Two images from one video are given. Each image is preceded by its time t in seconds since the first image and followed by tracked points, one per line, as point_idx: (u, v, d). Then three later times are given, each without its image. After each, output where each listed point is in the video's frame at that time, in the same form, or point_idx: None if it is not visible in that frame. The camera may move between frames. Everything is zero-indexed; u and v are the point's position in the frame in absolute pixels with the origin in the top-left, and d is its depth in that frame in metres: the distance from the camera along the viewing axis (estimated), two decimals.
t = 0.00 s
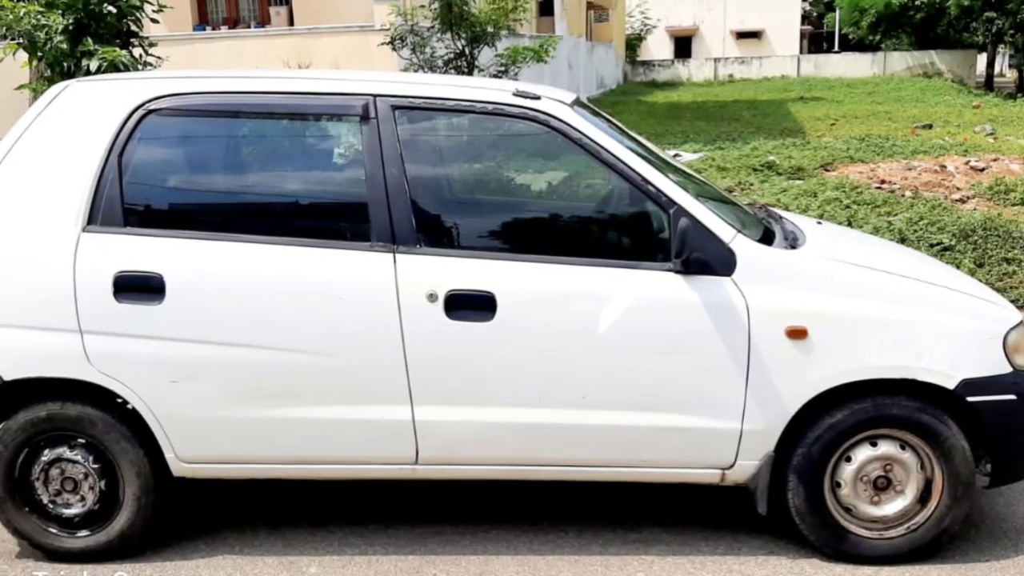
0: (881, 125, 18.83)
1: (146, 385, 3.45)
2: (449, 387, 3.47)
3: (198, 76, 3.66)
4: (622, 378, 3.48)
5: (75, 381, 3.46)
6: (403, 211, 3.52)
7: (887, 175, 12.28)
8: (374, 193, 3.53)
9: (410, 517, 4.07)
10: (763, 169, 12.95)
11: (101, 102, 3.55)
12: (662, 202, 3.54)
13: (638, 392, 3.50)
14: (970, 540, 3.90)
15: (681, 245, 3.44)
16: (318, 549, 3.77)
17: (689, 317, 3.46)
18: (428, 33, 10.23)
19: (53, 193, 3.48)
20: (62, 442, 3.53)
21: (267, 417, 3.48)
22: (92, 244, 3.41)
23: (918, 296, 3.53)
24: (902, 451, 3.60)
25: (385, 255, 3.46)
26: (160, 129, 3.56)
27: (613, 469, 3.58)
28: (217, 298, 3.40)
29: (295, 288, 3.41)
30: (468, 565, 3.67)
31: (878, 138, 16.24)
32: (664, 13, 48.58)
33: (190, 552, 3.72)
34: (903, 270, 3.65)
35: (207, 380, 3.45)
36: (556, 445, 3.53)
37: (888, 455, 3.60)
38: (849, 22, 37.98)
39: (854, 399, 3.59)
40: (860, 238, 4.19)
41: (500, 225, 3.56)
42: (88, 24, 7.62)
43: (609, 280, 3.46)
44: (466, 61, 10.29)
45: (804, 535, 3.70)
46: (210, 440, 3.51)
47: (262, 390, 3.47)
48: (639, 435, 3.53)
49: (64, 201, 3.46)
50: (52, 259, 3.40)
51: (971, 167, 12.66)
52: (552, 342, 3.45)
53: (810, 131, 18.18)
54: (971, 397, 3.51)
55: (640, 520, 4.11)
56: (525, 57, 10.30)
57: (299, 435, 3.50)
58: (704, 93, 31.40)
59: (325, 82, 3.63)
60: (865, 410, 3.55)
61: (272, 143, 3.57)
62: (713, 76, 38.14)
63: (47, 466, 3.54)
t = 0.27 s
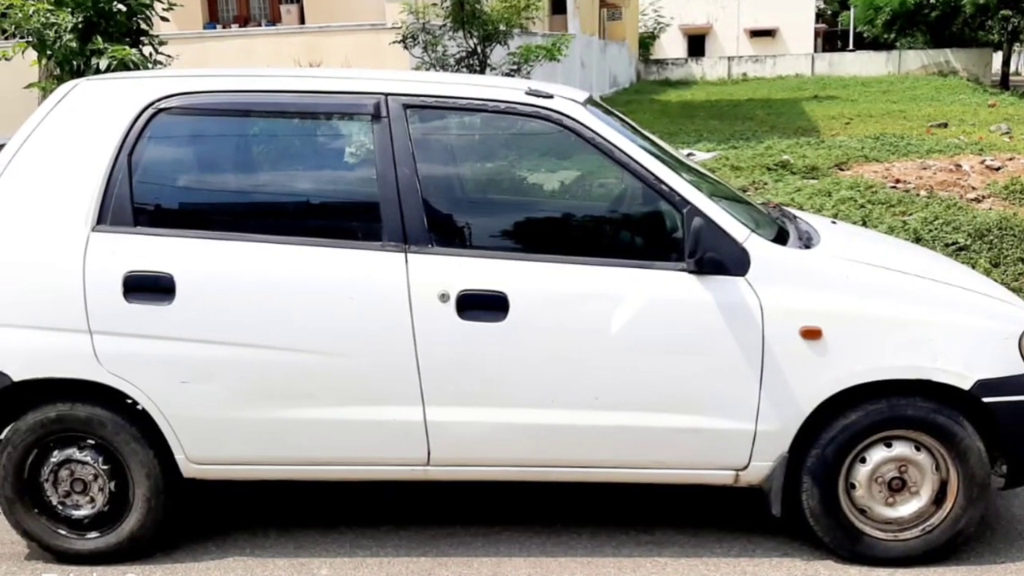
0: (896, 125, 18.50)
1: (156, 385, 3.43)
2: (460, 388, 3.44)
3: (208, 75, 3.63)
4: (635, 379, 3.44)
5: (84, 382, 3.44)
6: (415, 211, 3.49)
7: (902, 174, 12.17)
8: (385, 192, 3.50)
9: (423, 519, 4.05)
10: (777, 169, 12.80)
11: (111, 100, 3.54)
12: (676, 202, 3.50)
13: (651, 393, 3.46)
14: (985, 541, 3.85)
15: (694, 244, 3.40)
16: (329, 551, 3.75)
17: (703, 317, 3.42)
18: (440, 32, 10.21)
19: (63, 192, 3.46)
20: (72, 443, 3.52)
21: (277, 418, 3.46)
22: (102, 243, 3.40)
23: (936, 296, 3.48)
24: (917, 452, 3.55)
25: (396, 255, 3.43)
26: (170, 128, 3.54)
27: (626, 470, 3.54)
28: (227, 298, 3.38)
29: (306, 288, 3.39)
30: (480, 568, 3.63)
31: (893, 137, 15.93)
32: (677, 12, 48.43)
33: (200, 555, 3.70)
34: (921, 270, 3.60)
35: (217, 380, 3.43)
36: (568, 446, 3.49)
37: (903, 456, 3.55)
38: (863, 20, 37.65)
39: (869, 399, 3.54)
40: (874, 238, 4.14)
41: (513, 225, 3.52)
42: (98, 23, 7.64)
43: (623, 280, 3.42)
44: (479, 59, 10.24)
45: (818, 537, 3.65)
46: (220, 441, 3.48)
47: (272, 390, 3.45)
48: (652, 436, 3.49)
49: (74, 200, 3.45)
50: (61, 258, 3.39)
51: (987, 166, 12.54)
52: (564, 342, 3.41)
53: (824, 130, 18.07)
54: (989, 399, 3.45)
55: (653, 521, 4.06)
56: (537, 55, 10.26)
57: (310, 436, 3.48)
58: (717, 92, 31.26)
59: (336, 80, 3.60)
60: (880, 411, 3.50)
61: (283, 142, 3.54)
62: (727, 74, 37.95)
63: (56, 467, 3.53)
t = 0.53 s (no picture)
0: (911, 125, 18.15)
1: (166, 386, 3.42)
2: (472, 389, 3.41)
3: (219, 73, 3.61)
4: (649, 379, 3.41)
5: (94, 382, 3.43)
6: (427, 210, 3.46)
7: (917, 174, 12.07)
8: (396, 192, 3.48)
9: (435, 519, 4.02)
10: (791, 168, 12.69)
11: (120, 99, 3.52)
12: (689, 201, 3.46)
13: (664, 393, 3.42)
14: (1001, 542, 3.80)
15: (708, 244, 3.37)
16: (340, 553, 3.72)
17: (718, 318, 3.38)
18: (452, 30, 10.21)
19: (72, 191, 3.44)
20: (81, 444, 3.50)
21: (287, 419, 3.44)
22: (111, 243, 3.38)
23: (954, 297, 3.43)
24: (931, 453, 3.50)
25: (407, 255, 3.41)
26: (181, 127, 3.52)
27: (639, 471, 3.51)
28: (237, 298, 3.36)
29: (316, 288, 3.36)
30: (492, 569, 3.60)
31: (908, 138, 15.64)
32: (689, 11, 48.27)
33: (211, 556, 3.69)
34: (939, 271, 3.55)
35: (228, 381, 3.41)
36: (581, 448, 3.46)
37: (918, 457, 3.50)
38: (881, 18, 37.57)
39: (884, 400, 3.49)
40: (888, 237, 4.09)
41: (525, 224, 3.49)
42: (108, 20, 7.67)
43: (636, 279, 3.39)
44: (491, 57, 10.21)
45: (832, 539, 3.60)
46: (230, 442, 3.46)
47: (283, 391, 3.42)
48: (664, 437, 3.45)
49: (83, 199, 3.43)
50: (70, 258, 3.37)
51: (1003, 165, 12.42)
52: (576, 343, 3.38)
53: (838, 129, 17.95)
54: (1007, 400, 3.40)
55: (667, 522, 4.02)
56: (550, 54, 10.24)
57: (320, 437, 3.45)
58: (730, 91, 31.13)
59: (347, 79, 3.58)
60: (895, 412, 3.46)
61: (294, 141, 3.52)
62: (741, 72, 37.77)
63: (65, 468, 3.51)
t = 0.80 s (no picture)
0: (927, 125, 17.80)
1: (176, 387, 3.40)
2: (484, 389, 3.38)
3: (229, 72, 3.59)
4: (662, 380, 3.37)
5: (104, 382, 3.41)
6: (438, 210, 3.43)
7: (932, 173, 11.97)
8: (408, 191, 3.45)
9: (446, 521, 3.99)
10: (805, 168, 12.59)
11: (130, 98, 3.50)
12: (703, 201, 3.43)
13: (677, 394, 3.38)
14: (1017, 543, 3.74)
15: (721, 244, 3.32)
16: (352, 554, 3.70)
17: (732, 318, 3.34)
18: (464, 28, 10.19)
19: (81, 190, 3.43)
20: (91, 444, 3.48)
21: (297, 419, 3.41)
22: (121, 242, 3.36)
23: (973, 297, 3.38)
24: (946, 454, 3.45)
25: (419, 255, 3.38)
26: (190, 126, 3.50)
27: (652, 473, 3.47)
28: (247, 298, 3.34)
29: (327, 288, 3.34)
30: (504, 572, 3.57)
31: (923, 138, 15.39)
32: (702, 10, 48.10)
33: (221, 558, 3.67)
34: (957, 271, 3.50)
35: (238, 382, 3.39)
36: (594, 449, 3.42)
37: (933, 458, 3.45)
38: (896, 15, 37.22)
39: (898, 401, 3.44)
40: (903, 236, 4.05)
41: (538, 223, 3.46)
42: (117, 19, 7.69)
43: (649, 279, 3.35)
44: (502, 57, 10.10)
45: (847, 541, 3.56)
46: (241, 443, 3.44)
47: (293, 392, 3.40)
48: (677, 438, 3.41)
49: (93, 199, 3.41)
50: (80, 258, 3.36)
51: (1019, 164, 12.30)
52: (589, 343, 3.34)
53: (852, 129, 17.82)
54: None
55: (681, 524, 3.98)
56: (562, 52, 10.19)
57: (331, 438, 3.43)
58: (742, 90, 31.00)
59: (358, 77, 3.55)
60: (910, 412, 3.41)
61: (304, 140, 3.50)
62: (754, 71, 37.59)
63: (74, 469, 3.50)
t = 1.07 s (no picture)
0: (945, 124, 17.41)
1: (186, 387, 3.38)
2: (496, 390, 3.35)
3: (239, 71, 3.57)
4: (676, 381, 3.34)
5: (113, 383, 3.40)
6: (450, 210, 3.40)
7: (947, 172, 11.87)
8: (419, 190, 3.42)
9: (458, 523, 3.96)
10: (819, 167, 12.52)
11: (139, 97, 3.48)
12: (716, 200, 3.39)
13: (689, 395, 3.35)
14: None
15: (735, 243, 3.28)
16: (363, 556, 3.68)
17: (746, 318, 3.30)
18: (476, 27, 10.18)
19: (91, 190, 3.41)
20: (100, 445, 3.47)
21: (307, 420, 3.39)
22: (131, 242, 3.35)
23: (991, 298, 3.33)
24: (961, 455, 3.40)
25: (430, 255, 3.35)
26: (201, 125, 3.48)
27: (665, 473, 3.43)
28: (257, 297, 3.32)
29: (338, 288, 3.32)
30: (517, 574, 3.54)
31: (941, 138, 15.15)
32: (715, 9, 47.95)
33: (231, 560, 3.65)
34: (975, 271, 3.45)
35: (249, 383, 3.37)
36: (606, 450, 3.39)
37: (947, 459, 3.40)
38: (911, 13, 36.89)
39: (913, 401, 3.40)
40: (918, 236, 4.00)
41: (550, 223, 3.43)
42: (127, 17, 7.72)
43: (663, 279, 3.32)
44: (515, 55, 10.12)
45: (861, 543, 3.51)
46: (251, 444, 3.42)
47: (304, 393, 3.38)
48: (690, 439, 3.38)
49: (102, 198, 3.40)
50: (89, 258, 3.34)
51: None
52: (601, 343, 3.31)
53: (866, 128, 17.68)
54: None
55: (694, 525, 3.94)
56: (575, 51, 10.15)
57: (342, 439, 3.40)
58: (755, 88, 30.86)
59: (369, 76, 3.53)
60: (925, 413, 3.36)
61: (316, 139, 3.47)
62: (766, 70, 37.44)
63: (84, 471, 3.48)
